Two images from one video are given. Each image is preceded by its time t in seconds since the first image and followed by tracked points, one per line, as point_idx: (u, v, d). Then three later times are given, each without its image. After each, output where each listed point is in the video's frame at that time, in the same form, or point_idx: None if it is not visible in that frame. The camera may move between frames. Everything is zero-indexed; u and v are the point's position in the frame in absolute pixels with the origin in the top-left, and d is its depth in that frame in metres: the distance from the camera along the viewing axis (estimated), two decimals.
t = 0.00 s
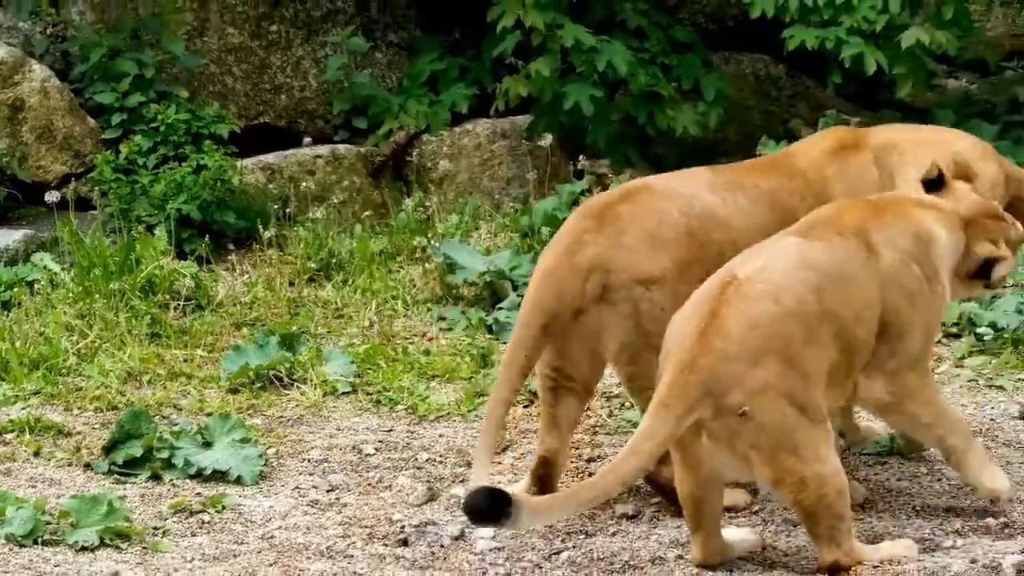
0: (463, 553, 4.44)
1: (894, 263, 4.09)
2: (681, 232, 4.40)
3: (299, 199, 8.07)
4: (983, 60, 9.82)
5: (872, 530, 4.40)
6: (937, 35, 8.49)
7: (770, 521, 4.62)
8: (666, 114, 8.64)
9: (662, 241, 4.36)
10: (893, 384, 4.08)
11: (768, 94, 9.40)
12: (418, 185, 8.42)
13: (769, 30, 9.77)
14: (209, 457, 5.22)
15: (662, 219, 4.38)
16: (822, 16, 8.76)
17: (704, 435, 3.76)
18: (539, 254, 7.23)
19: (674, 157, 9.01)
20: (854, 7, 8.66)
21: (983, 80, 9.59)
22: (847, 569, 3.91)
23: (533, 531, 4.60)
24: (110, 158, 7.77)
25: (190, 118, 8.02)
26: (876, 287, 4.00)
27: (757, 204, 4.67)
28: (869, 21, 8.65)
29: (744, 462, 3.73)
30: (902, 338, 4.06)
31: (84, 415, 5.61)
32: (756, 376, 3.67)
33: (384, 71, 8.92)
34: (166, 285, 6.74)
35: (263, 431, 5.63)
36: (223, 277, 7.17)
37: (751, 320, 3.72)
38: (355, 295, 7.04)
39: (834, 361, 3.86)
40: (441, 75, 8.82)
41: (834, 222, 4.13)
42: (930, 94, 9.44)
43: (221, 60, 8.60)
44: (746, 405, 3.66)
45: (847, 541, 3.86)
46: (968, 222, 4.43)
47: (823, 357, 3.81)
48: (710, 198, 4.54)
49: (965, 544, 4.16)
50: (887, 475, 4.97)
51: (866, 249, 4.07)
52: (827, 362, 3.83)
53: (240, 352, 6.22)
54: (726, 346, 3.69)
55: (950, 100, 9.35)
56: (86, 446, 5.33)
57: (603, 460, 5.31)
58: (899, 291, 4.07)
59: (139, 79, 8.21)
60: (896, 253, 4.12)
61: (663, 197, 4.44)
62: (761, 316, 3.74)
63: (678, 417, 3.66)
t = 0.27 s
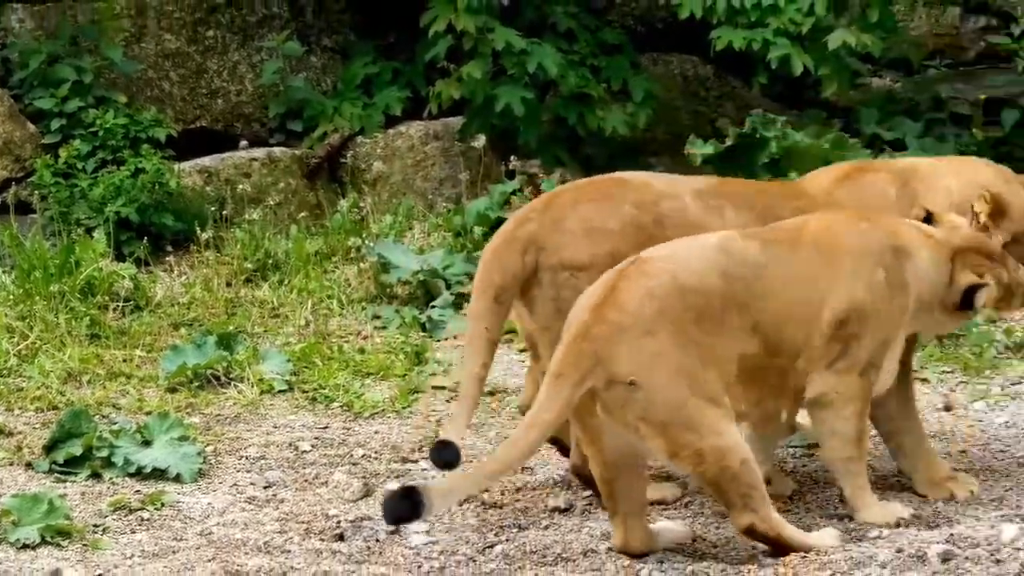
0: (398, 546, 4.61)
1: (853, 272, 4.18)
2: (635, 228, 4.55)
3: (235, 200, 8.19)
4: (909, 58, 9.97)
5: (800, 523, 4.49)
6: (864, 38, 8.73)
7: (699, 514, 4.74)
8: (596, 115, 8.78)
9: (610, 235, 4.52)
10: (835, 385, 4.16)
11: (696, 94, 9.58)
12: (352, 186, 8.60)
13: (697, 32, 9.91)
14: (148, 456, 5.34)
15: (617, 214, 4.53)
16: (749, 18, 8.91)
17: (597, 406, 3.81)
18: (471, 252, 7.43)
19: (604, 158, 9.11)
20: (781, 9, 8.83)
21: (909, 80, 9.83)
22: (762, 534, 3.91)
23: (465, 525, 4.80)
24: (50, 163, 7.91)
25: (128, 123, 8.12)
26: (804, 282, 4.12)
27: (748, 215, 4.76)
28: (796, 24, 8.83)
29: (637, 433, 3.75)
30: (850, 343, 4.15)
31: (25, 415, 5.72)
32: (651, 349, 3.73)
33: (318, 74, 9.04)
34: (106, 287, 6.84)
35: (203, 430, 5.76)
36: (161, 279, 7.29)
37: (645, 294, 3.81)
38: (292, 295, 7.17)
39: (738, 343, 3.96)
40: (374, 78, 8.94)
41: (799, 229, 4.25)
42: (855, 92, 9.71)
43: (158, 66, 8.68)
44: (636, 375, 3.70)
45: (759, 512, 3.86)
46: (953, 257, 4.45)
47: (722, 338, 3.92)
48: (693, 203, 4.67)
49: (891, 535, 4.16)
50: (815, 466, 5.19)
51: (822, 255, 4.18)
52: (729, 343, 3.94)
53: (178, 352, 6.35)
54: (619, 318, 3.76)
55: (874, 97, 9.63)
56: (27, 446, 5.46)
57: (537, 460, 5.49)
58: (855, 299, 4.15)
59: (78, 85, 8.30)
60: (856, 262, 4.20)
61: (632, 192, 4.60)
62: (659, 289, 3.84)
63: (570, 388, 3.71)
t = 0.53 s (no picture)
0: (333, 548, 4.67)
1: (801, 290, 4.23)
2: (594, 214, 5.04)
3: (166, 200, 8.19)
4: (845, 57, 10.29)
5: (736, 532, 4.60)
6: (797, 40, 8.86)
7: (637, 516, 4.85)
8: (528, 115, 8.81)
9: (571, 216, 5.03)
10: (781, 400, 4.24)
11: (629, 94, 9.64)
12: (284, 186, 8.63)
13: (629, 33, 9.98)
14: (82, 455, 5.34)
15: (579, 198, 5.04)
16: (682, 20, 9.04)
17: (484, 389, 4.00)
18: (403, 253, 7.47)
19: (537, 158, 9.15)
20: (715, 10, 8.94)
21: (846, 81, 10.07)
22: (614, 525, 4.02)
23: (400, 527, 4.86)
24: None
25: (58, 122, 8.12)
26: (748, 298, 4.19)
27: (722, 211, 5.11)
28: (729, 24, 8.94)
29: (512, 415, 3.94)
30: (790, 358, 4.22)
31: None
32: (538, 340, 3.90)
33: (248, 73, 9.06)
34: (38, 286, 6.88)
35: (136, 430, 5.75)
36: (93, 277, 7.29)
37: (551, 289, 3.99)
38: (224, 295, 7.18)
39: (665, 352, 4.06)
40: (304, 77, 8.99)
41: (756, 248, 4.33)
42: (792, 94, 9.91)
43: (87, 64, 8.66)
44: (514, 359, 3.90)
45: (551, 497, 3.97)
46: (916, 258, 4.44)
47: (642, 345, 4.03)
48: (663, 192, 5.13)
49: (833, 541, 4.36)
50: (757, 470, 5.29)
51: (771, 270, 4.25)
52: (656, 352, 4.05)
53: (110, 351, 6.36)
54: (519, 307, 3.97)
55: (811, 98, 9.91)
56: None
57: (475, 460, 5.59)
58: (795, 317, 4.20)
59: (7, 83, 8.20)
60: (803, 279, 4.25)
61: (602, 181, 5.09)
62: (573, 286, 3.99)
63: (457, 363, 3.97)
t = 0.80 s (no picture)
0: (280, 550, 4.61)
1: (734, 297, 4.19)
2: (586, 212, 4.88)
3: (110, 199, 8.08)
4: (798, 57, 10.39)
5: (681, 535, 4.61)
6: (748, 36, 8.82)
7: (583, 517, 4.83)
8: (477, 113, 8.81)
9: (569, 211, 4.87)
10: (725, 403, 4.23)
11: (579, 93, 9.61)
12: (229, 185, 8.42)
13: (579, 29, 9.96)
14: (25, 456, 5.27)
15: (575, 193, 4.89)
16: (633, 17, 9.04)
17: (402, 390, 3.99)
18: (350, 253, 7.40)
19: (485, 156, 9.12)
20: (665, 7, 8.94)
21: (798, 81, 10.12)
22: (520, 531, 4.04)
23: (348, 529, 4.81)
24: None
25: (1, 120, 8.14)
26: (683, 307, 4.16)
27: (715, 209, 4.91)
28: (680, 22, 8.93)
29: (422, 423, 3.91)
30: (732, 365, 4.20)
31: None
32: (460, 346, 3.87)
33: (192, 71, 8.95)
34: None
35: (80, 431, 5.66)
36: (35, 278, 7.21)
37: (478, 294, 3.95)
38: (168, 295, 7.10)
39: (590, 364, 4.06)
40: (249, 75, 8.87)
41: (692, 250, 4.27)
42: (744, 92, 9.83)
43: (29, 61, 8.56)
44: (433, 363, 3.88)
45: (443, 523, 3.94)
46: (855, 265, 4.38)
47: (563, 355, 4.02)
48: (659, 189, 4.97)
49: (781, 544, 4.39)
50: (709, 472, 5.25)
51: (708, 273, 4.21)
52: (579, 363, 4.05)
53: (54, 352, 6.31)
54: (445, 310, 3.94)
55: (763, 96, 9.86)
56: None
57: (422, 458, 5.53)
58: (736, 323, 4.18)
59: None
60: (741, 284, 4.21)
61: (599, 177, 4.95)
62: (498, 292, 3.96)
63: (375, 363, 3.94)
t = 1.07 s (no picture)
0: (224, 556, 4.46)
1: (659, 313, 3.89)
2: (566, 213, 4.68)
3: (54, 198, 7.87)
4: (753, 53, 10.31)
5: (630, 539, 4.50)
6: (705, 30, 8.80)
7: (530, 523, 4.70)
8: (428, 110, 8.72)
9: (553, 212, 4.69)
10: (641, 429, 3.91)
11: (532, 88, 9.46)
12: (174, 183, 8.22)
13: (532, 23, 9.82)
14: None
15: (562, 194, 4.70)
16: (588, 10, 8.89)
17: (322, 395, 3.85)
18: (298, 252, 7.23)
19: (437, 154, 8.99)
20: None
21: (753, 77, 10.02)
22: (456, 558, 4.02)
23: (294, 534, 4.66)
24: None
25: None
26: (607, 319, 3.90)
27: (701, 215, 4.57)
28: (635, 15, 8.86)
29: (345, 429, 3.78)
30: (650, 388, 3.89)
31: None
32: (378, 350, 3.72)
33: (137, 66, 8.77)
34: None
35: (21, 434, 5.52)
36: None
37: (400, 296, 3.81)
38: (112, 295, 6.93)
39: (516, 372, 3.86)
40: (196, 70, 8.73)
41: (629, 259, 4.02)
42: (698, 89, 9.80)
43: None
44: (352, 367, 3.73)
45: (379, 539, 3.85)
46: (789, 282, 4.03)
47: (488, 363, 3.84)
48: (649, 193, 4.68)
49: (736, 546, 4.23)
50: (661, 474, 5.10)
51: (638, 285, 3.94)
52: (504, 373, 3.86)
53: None
54: (365, 310, 3.80)
55: (717, 92, 9.83)
56: None
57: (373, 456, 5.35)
58: (663, 342, 3.86)
59: None
60: (671, 297, 3.92)
61: (589, 177, 4.75)
62: (421, 296, 3.80)
63: (293, 364, 3.81)
